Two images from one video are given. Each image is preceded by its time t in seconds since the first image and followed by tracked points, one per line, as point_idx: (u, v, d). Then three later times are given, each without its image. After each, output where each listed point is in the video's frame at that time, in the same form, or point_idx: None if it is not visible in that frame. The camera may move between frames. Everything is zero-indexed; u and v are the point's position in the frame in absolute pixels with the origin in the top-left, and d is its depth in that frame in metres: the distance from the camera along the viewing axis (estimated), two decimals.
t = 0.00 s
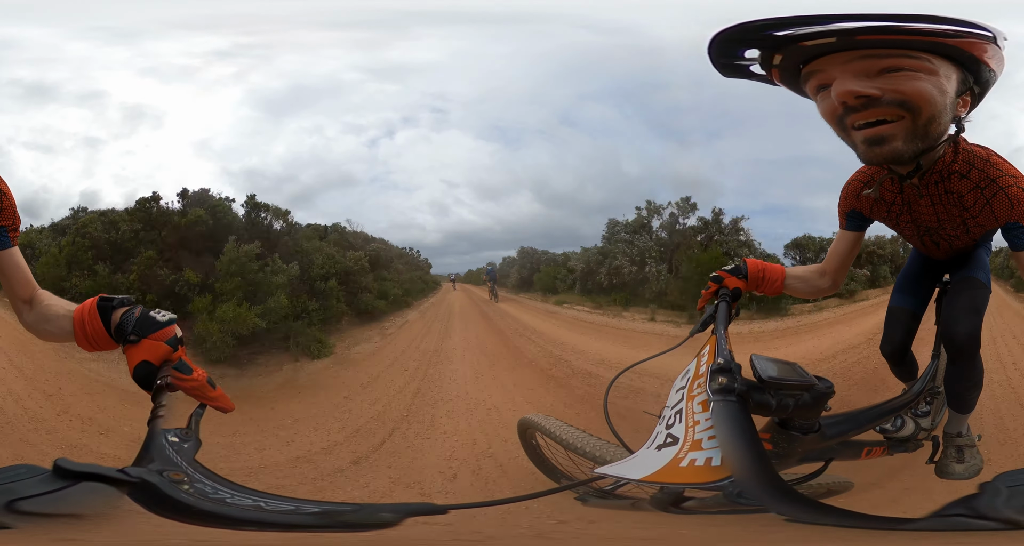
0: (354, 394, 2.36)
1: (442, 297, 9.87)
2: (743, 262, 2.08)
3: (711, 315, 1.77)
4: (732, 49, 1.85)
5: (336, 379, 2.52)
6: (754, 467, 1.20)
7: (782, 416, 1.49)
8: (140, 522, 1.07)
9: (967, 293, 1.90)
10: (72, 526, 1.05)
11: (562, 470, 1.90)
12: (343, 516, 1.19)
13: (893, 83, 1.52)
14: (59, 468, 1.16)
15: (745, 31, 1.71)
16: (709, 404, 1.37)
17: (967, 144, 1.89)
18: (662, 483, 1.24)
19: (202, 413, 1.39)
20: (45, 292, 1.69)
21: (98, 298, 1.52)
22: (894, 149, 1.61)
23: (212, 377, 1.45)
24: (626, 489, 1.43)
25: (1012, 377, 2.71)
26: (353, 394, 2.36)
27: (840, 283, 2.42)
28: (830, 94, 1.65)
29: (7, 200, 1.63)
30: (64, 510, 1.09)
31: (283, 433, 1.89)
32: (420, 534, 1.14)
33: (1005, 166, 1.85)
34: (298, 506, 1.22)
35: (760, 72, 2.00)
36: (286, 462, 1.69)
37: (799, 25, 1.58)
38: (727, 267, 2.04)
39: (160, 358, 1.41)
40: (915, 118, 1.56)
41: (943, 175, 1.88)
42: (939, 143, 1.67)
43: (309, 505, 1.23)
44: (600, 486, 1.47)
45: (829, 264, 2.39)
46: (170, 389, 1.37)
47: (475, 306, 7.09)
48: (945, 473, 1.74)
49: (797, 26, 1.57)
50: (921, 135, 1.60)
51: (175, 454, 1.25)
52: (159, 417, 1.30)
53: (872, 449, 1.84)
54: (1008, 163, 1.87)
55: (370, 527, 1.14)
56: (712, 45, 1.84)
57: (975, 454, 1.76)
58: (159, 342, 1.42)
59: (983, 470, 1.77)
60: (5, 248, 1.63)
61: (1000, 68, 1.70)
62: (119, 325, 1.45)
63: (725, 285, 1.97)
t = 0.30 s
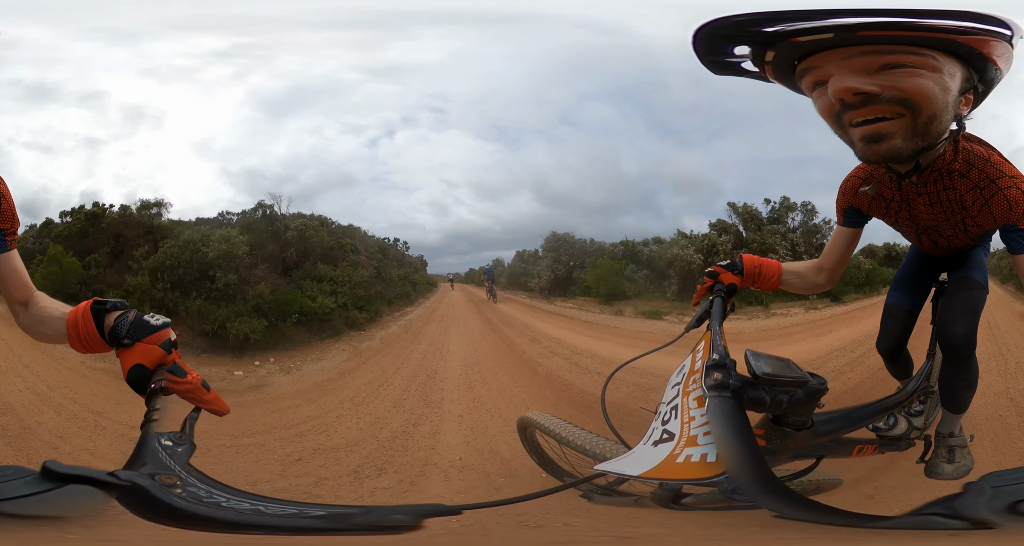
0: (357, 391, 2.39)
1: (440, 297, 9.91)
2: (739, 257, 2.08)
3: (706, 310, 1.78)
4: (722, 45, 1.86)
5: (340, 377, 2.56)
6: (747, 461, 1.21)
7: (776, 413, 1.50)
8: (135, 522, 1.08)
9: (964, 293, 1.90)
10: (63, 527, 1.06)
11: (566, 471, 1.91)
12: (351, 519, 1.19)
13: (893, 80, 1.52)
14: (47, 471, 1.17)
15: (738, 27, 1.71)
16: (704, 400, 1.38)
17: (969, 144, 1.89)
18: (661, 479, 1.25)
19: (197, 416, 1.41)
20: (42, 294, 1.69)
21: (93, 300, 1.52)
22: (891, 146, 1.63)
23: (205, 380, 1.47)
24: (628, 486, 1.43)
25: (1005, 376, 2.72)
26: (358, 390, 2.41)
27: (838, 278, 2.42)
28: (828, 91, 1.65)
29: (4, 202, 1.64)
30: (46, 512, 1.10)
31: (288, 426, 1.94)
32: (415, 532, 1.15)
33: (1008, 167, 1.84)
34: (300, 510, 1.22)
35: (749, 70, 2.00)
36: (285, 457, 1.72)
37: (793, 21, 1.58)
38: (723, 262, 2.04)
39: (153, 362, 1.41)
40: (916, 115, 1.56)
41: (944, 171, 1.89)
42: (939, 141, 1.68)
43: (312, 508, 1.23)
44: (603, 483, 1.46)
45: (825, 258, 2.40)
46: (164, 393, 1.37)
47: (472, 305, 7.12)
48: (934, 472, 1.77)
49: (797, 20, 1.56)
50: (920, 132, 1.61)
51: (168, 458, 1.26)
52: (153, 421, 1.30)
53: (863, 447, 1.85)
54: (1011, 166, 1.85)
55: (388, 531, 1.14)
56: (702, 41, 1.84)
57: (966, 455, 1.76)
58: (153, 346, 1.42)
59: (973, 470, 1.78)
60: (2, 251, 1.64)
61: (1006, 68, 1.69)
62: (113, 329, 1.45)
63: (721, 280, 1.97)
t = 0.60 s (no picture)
0: (340, 389, 2.37)
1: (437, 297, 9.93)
2: (735, 260, 2.08)
3: (703, 313, 1.76)
4: (716, 50, 1.85)
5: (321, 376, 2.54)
6: (744, 463, 1.21)
7: (773, 414, 1.49)
8: (128, 524, 1.07)
9: (959, 292, 1.91)
10: (57, 528, 1.05)
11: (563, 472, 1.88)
12: (336, 518, 1.19)
13: (875, 79, 1.52)
14: (45, 469, 1.17)
15: (723, 32, 1.72)
16: (701, 402, 1.38)
17: (960, 143, 1.89)
18: (656, 482, 1.23)
19: (191, 414, 1.40)
20: (37, 292, 1.69)
21: (89, 298, 1.52)
22: (880, 144, 1.62)
23: (202, 378, 1.45)
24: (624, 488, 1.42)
25: (1003, 375, 2.73)
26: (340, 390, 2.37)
27: (833, 280, 2.42)
28: (813, 92, 1.66)
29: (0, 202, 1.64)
30: (45, 510, 1.10)
31: (261, 426, 1.92)
32: (410, 534, 1.14)
33: (999, 163, 1.86)
34: (290, 509, 1.22)
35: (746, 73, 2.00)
36: (254, 456, 1.71)
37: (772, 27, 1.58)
38: (718, 265, 2.04)
39: (149, 359, 1.41)
40: (901, 113, 1.56)
41: (934, 170, 1.87)
42: (927, 138, 1.68)
43: (301, 507, 1.23)
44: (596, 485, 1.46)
45: (821, 261, 2.40)
46: (160, 391, 1.37)
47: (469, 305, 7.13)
48: (934, 472, 1.75)
49: (771, 27, 1.57)
50: (908, 130, 1.60)
51: (163, 455, 1.25)
52: (149, 418, 1.30)
53: (862, 448, 1.84)
54: (1002, 160, 1.87)
55: (369, 530, 1.13)
56: (694, 47, 1.84)
57: (964, 454, 1.76)
58: (148, 344, 1.42)
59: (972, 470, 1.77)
60: None
61: (990, 63, 1.68)
62: (109, 326, 1.45)
63: (716, 282, 1.97)
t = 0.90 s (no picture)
0: (334, 389, 2.34)
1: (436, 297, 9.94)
2: (736, 263, 2.07)
3: (703, 316, 1.76)
4: (723, 50, 1.85)
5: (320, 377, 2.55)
6: (745, 465, 1.21)
7: (774, 417, 1.49)
8: (130, 524, 1.06)
9: (958, 293, 1.90)
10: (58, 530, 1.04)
11: (554, 472, 1.90)
12: (328, 516, 1.18)
13: (879, 83, 1.52)
14: (50, 468, 1.16)
15: (734, 34, 1.72)
16: (701, 405, 1.37)
17: (957, 143, 1.89)
18: (653, 484, 1.23)
19: (194, 411, 1.39)
20: (39, 289, 1.68)
21: (91, 296, 1.52)
22: (882, 147, 1.61)
23: (203, 376, 1.45)
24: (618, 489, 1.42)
25: (1003, 375, 2.73)
26: (334, 390, 2.34)
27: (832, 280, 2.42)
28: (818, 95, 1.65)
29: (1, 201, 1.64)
30: (62, 509, 1.09)
31: (257, 426, 1.91)
32: (414, 536, 1.14)
33: (995, 163, 1.85)
34: (285, 506, 1.22)
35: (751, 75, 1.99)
36: (246, 456, 1.67)
37: (781, 28, 1.59)
38: (719, 269, 2.04)
39: (151, 358, 1.40)
40: (903, 117, 1.55)
41: (932, 172, 1.88)
42: (927, 142, 1.67)
43: (295, 504, 1.23)
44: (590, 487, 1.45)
45: (819, 261, 2.39)
46: (162, 388, 1.37)
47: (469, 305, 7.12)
48: (939, 473, 1.74)
49: (780, 28, 1.57)
50: (909, 134, 1.60)
51: (166, 452, 1.25)
52: (152, 415, 1.30)
53: (867, 450, 1.85)
54: (997, 161, 1.87)
55: (354, 527, 1.13)
56: (703, 47, 1.84)
57: (969, 454, 1.75)
58: (150, 342, 1.41)
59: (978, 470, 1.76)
60: None
61: (988, 65, 1.68)
62: (111, 325, 1.44)
63: (716, 286, 1.97)
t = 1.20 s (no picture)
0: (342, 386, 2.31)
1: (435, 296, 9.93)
2: (733, 262, 2.07)
3: (701, 314, 1.75)
4: (736, 53, 1.83)
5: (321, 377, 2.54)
6: (741, 463, 1.21)
7: (771, 416, 1.49)
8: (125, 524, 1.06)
9: (957, 292, 1.90)
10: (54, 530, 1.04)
11: (553, 470, 1.89)
12: (329, 516, 1.18)
13: (877, 85, 1.52)
14: (47, 468, 1.17)
15: (746, 38, 1.72)
16: (698, 404, 1.37)
17: (956, 143, 1.88)
18: (652, 483, 1.23)
19: (190, 414, 1.37)
20: (36, 289, 1.68)
21: (88, 296, 1.51)
22: (880, 148, 1.61)
23: (201, 377, 1.43)
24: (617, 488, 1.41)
25: (1001, 375, 2.73)
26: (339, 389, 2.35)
27: (830, 278, 2.41)
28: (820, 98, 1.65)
29: None
30: (56, 510, 1.09)
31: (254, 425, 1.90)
32: (409, 535, 1.13)
33: (994, 162, 1.85)
34: (287, 507, 1.21)
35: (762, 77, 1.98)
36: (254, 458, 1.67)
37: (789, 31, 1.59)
38: (717, 267, 2.03)
39: (148, 359, 1.40)
40: (900, 118, 1.55)
41: (932, 171, 1.87)
42: (926, 142, 1.67)
43: (298, 505, 1.22)
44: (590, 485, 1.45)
45: (817, 260, 2.39)
46: (159, 389, 1.36)
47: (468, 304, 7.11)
48: (935, 472, 1.74)
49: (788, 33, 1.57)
50: (907, 134, 1.59)
51: (163, 454, 1.23)
52: (149, 417, 1.28)
53: (861, 450, 1.84)
54: (996, 160, 1.87)
55: (361, 528, 1.13)
56: (720, 47, 1.81)
57: (965, 454, 1.76)
58: (148, 342, 1.41)
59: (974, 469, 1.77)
60: None
61: (983, 68, 1.69)
62: (108, 325, 1.44)
63: (714, 285, 1.96)
